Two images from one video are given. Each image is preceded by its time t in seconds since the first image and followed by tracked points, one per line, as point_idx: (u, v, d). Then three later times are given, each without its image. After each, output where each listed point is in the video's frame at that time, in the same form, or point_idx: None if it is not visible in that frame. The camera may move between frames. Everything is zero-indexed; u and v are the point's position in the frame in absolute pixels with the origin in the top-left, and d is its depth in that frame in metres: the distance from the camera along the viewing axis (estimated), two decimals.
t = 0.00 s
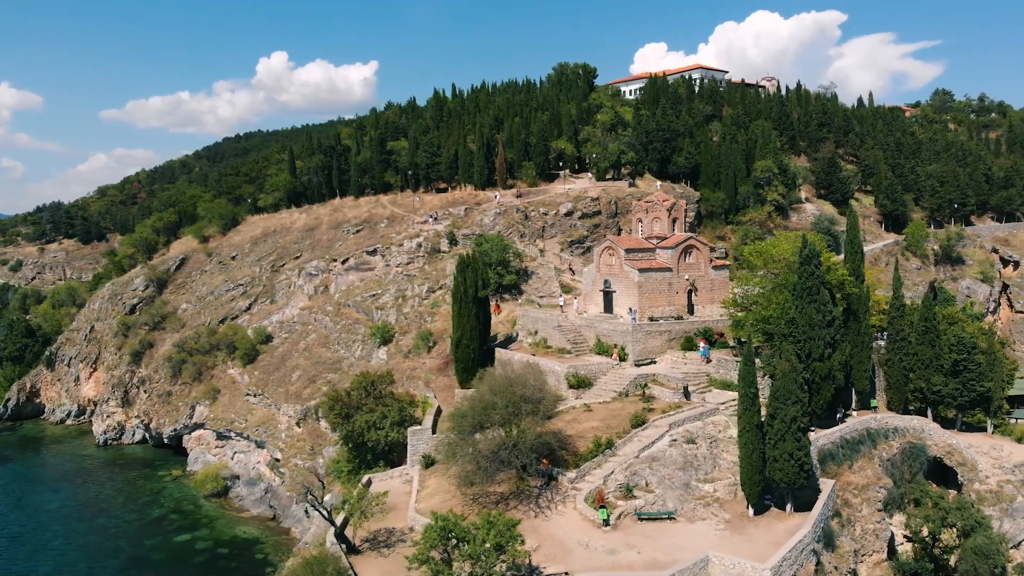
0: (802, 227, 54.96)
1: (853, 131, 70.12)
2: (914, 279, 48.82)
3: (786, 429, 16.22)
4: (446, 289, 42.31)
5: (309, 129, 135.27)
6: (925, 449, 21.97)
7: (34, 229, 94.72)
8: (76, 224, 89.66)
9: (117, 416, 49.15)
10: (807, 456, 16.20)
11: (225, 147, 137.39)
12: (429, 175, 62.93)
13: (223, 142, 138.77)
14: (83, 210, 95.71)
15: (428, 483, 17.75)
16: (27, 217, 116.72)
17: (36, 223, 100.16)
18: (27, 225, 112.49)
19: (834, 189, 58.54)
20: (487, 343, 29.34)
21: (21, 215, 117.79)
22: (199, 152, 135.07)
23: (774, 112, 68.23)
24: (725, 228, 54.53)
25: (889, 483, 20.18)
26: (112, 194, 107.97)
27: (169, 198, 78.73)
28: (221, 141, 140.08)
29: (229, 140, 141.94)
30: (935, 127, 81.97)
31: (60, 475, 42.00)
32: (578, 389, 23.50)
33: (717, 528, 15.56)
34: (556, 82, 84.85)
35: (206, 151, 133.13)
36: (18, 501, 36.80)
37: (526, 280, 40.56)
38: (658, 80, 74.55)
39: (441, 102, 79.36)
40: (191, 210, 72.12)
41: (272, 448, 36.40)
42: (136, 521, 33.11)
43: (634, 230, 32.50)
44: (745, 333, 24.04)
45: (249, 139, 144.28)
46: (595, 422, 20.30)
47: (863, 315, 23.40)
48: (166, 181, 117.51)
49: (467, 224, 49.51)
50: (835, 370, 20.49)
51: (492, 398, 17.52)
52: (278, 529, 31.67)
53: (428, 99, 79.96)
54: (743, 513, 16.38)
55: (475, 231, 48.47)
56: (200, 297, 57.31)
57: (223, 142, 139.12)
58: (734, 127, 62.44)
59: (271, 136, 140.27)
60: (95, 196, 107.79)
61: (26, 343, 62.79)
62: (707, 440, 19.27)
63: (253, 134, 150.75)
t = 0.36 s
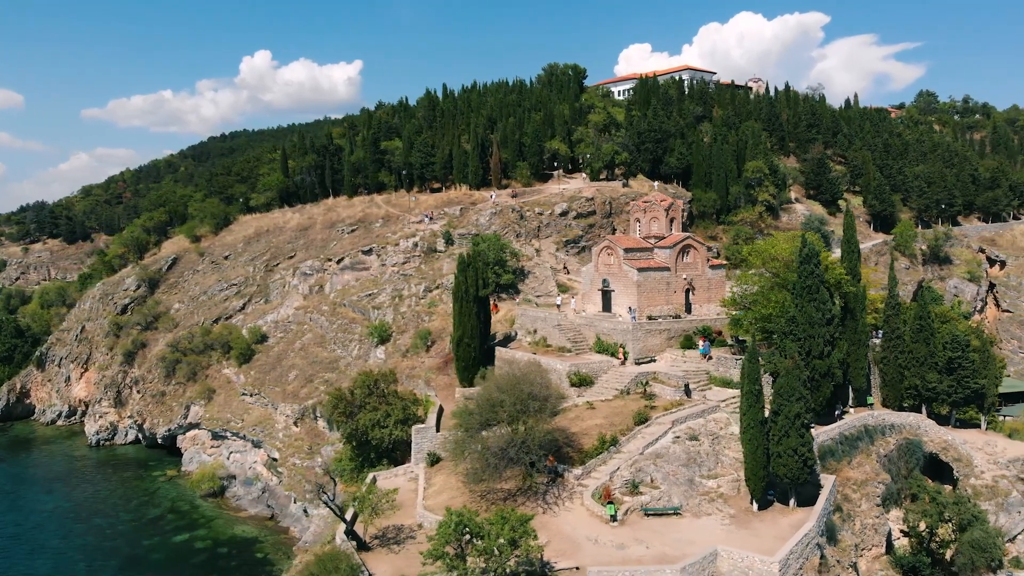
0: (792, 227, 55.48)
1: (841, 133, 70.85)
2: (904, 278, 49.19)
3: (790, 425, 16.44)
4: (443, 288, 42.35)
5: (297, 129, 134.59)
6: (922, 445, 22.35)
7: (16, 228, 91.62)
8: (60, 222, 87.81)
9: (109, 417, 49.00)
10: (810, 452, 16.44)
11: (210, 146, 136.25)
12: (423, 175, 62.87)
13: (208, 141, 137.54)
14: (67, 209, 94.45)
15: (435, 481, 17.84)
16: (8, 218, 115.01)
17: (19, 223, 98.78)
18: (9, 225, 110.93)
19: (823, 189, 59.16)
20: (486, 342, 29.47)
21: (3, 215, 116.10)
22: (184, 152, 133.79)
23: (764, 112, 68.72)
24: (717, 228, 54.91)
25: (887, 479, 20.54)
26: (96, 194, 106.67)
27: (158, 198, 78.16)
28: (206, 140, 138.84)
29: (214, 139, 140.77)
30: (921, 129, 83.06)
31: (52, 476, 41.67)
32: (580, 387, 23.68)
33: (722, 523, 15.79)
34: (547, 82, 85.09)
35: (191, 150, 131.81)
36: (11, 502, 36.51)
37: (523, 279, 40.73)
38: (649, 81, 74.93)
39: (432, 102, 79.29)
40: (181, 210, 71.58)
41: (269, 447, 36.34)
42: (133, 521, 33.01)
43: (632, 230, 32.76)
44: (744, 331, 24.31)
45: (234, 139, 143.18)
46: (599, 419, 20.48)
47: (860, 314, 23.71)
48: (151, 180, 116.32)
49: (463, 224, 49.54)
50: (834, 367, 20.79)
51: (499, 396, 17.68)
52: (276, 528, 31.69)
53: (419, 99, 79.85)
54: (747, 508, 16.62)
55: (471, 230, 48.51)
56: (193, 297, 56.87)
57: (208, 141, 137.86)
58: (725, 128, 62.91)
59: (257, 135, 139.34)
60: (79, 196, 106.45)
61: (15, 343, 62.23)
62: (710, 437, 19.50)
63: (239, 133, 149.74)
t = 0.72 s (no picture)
0: (783, 226, 55.99)
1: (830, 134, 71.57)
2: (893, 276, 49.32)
3: (794, 422, 16.73)
4: (440, 288, 42.37)
5: (284, 128, 133.85)
6: (918, 441, 22.69)
7: None
8: (44, 223, 85.79)
9: (102, 417, 48.95)
10: (813, 449, 16.72)
11: (195, 146, 135.14)
12: (417, 175, 62.83)
13: (193, 140, 136.35)
14: (51, 208, 93.29)
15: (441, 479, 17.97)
16: None
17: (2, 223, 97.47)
18: None
19: (812, 190, 59.74)
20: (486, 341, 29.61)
21: None
22: (169, 151, 132.55)
23: (753, 113, 69.21)
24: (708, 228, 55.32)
25: (884, 474, 20.87)
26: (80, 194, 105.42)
27: (147, 198, 77.58)
28: (192, 140, 137.66)
29: (199, 139, 139.60)
30: (907, 130, 84.11)
31: (44, 477, 41.34)
32: (581, 386, 23.89)
33: (728, 519, 16.01)
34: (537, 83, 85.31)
35: (175, 149, 130.61)
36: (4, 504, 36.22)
37: (520, 279, 40.90)
38: (640, 82, 75.29)
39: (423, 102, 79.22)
40: (172, 210, 71.06)
41: (267, 447, 36.28)
42: (130, 521, 32.90)
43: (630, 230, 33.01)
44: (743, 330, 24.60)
45: (220, 139, 142.03)
46: (602, 417, 20.67)
47: (857, 313, 24.07)
48: (136, 180, 115.21)
49: (458, 224, 49.54)
50: (833, 365, 21.14)
51: (506, 395, 17.86)
52: (275, 528, 31.70)
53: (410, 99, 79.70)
54: (751, 504, 16.87)
55: (467, 230, 48.53)
56: (186, 297, 56.42)
57: (193, 141, 136.72)
58: (715, 128, 63.39)
59: (243, 135, 138.40)
60: (63, 195, 105.19)
61: (4, 344, 61.65)
62: (711, 433, 19.74)
63: (225, 133, 148.62)
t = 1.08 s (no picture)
0: (775, 227, 56.47)
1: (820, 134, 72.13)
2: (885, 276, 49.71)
3: (797, 419, 16.96)
4: (437, 287, 42.40)
5: (273, 128, 133.15)
6: (914, 438, 23.01)
7: None
8: (30, 222, 84.29)
9: (96, 417, 48.78)
10: (816, 445, 16.94)
11: (182, 146, 134.05)
12: (413, 175, 62.89)
13: (179, 140, 135.18)
14: (38, 208, 92.27)
15: (447, 477, 18.09)
16: None
17: None
18: None
19: (803, 190, 60.22)
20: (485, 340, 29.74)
21: None
22: (155, 151, 131.40)
23: (744, 114, 69.69)
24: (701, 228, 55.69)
25: (883, 471, 21.15)
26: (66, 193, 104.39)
27: (137, 198, 77.04)
28: (179, 140, 136.62)
29: (186, 139, 138.47)
30: (894, 131, 84.95)
31: (37, 478, 41.01)
32: (582, 384, 24.07)
33: (732, 514, 16.22)
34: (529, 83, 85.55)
35: (162, 149, 129.50)
36: None
37: (517, 279, 41.05)
38: (631, 82, 75.64)
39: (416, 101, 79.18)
40: (163, 209, 70.61)
41: (264, 446, 36.20)
42: (128, 521, 32.79)
43: (628, 230, 33.30)
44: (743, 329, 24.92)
45: (207, 139, 141.05)
46: (605, 415, 20.82)
47: (854, 311, 24.39)
48: (122, 180, 114.26)
49: (455, 224, 49.58)
50: (832, 363, 21.43)
51: (513, 393, 18.02)
52: (274, 527, 31.73)
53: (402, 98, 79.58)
54: (754, 499, 17.07)
55: (464, 230, 48.56)
56: (180, 297, 56.06)
57: (179, 140, 135.55)
58: (707, 129, 63.80)
59: (230, 135, 137.45)
60: (48, 195, 104.03)
61: None
62: (713, 431, 19.95)
63: (211, 132, 147.49)
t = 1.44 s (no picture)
0: (766, 227, 56.94)
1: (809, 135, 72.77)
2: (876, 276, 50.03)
3: (799, 416, 17.22)
4: (434, 287, 42.46)
5: (261, 127, 132.38)
6: (911, 435, 23.37)
7: None
8: (14, 222, 83.42)
9: (88, 418, 48.50)
10: (818, 441, 17.20)
11: (167, 145, 132.83)
12: (407, 175, 62.87)
13: (164, 139, 133.88)
14: (22, 208, 91.17)
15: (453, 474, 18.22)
16: None
17: None
18: None
19: (793, 190, 60.70)
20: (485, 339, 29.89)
21: None
22: (140, 151, 130.18)
23: (734, 115, 70.19)
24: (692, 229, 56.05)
25: (880, 466, 21.50)
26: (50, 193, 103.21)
27: (126, 198, 76.35)
28: (165, 140, 135.52)
29: (171, 138, 137.12)
30: (881, 132, 85.83)
31: (30, 479, 40.70)
32: (584, 382, 24.26)
33: (737, 509, 16.46)
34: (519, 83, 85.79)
35: (146, 149, 128.28)
36: None
37: (514, 278, 41.21)
38: (622, 83, 76.01)
39: (406, 101, 79.08)
40: (153, 209, 70.08)
41: (261, 446, 36.11)
42: (125, 522, 32.68)
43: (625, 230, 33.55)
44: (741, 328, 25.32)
45: (192, 138, 139.86)
46: (607, 413, 21.01)
47: (851, 310, 24.72)
48: (107, 180, 113.11)
49: (451, 224, 49.62)
50: (830, 361, 21.73)
51: (519, 391, 18.18)
52: (272, 527, 31.74)
53: (393, 98, 79.43)
54: (758, 495, 17.33)
55: (460, 230, 48.59)
56: (173, 297, 55.68)
57: (164, 139, 134.27)
58: (698, 129, 64.24)
59: (216, 135, 136.40)
60: (32, 195, 102.78)
61: None
62: (715, 428, 20.18)
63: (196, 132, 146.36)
